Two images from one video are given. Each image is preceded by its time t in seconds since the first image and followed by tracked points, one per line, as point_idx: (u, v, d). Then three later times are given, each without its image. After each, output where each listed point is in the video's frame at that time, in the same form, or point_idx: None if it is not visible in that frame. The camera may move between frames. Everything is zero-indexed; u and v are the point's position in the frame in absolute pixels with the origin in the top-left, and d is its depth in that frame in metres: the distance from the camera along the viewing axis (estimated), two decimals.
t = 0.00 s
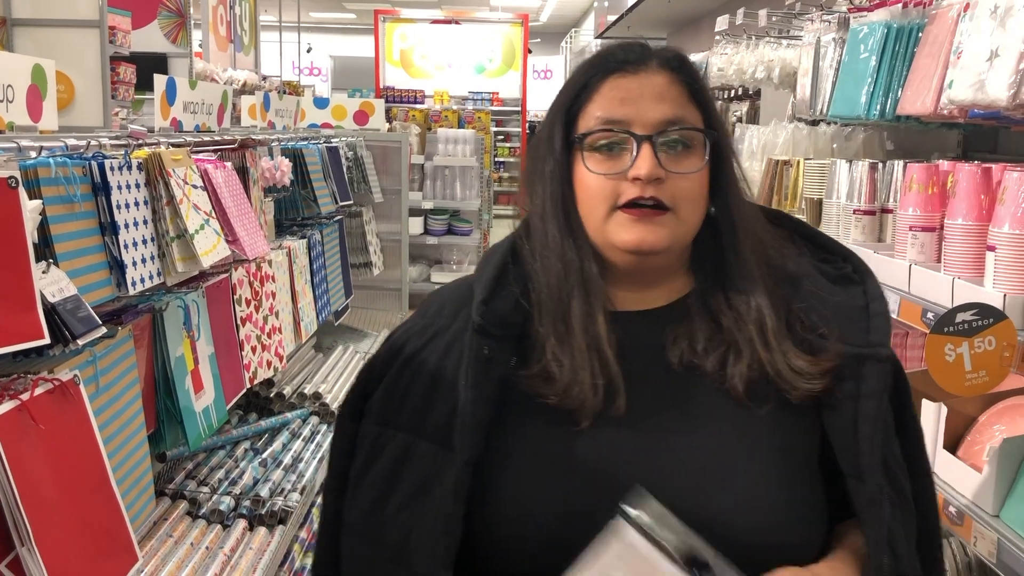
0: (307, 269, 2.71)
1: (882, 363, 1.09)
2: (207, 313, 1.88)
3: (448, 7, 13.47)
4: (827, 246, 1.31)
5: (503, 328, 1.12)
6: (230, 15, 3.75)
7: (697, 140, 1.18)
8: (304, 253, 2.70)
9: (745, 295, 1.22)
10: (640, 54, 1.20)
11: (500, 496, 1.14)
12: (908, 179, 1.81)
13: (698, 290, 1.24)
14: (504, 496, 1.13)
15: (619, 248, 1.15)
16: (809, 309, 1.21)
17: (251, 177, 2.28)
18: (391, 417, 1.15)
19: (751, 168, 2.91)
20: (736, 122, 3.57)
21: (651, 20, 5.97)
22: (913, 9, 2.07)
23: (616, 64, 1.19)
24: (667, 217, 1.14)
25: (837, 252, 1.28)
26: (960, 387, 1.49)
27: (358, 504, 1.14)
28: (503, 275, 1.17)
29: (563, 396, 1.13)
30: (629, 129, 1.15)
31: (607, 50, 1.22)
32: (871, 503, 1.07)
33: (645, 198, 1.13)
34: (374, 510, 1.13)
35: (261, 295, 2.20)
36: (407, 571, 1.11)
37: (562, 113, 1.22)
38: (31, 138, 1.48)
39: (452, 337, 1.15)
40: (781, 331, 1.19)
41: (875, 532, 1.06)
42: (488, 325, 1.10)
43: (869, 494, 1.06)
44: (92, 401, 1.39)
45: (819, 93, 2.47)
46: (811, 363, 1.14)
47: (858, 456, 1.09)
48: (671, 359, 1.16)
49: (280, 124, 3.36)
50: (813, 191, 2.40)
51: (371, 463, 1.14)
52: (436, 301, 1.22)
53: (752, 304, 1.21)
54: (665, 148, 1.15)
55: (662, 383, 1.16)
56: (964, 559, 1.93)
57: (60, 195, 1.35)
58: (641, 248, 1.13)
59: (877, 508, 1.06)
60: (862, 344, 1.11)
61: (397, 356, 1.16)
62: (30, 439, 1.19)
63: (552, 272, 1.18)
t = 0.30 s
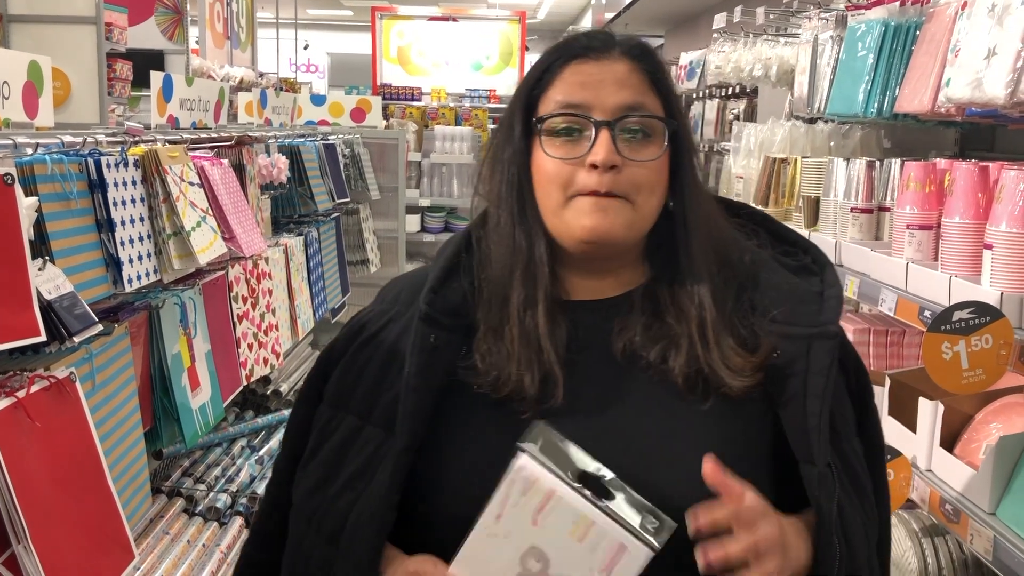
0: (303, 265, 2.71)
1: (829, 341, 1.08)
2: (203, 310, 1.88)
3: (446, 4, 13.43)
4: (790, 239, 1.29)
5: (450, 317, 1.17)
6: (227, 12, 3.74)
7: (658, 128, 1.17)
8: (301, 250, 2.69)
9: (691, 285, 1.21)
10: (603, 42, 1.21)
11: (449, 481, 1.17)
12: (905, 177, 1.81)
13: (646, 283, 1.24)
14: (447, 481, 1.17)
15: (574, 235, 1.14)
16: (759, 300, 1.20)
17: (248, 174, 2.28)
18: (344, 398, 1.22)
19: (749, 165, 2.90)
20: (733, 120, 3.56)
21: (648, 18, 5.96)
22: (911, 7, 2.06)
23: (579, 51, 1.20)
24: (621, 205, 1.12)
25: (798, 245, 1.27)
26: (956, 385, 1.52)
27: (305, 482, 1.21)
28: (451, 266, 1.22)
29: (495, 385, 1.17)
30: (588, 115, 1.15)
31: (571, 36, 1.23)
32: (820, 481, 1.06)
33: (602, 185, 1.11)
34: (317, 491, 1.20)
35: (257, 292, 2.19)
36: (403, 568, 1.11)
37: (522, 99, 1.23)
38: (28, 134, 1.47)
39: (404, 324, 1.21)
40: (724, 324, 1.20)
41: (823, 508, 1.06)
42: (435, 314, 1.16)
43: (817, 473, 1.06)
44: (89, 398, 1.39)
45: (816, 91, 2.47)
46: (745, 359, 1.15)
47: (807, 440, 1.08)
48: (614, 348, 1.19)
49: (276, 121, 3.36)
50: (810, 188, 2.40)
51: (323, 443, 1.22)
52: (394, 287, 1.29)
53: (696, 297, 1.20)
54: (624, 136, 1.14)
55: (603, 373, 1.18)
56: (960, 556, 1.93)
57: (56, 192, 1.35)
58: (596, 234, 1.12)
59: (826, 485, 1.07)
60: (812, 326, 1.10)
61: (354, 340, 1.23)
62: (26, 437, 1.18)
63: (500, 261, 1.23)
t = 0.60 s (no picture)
0: (300, 266, 2.70)
1: (789, 340, 1.12)
2: (200, 311, 1.88)
3: (442, 3, 13.41)
4: (750, 240, 1.30)
5: (410, 323, 1.19)
6: (223, 11, 3.73)
7: (623, 166, 1.20)
8: (297, 250, 2.69)
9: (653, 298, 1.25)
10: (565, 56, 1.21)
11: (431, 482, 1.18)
12: (901, 177, 1.81)
13: (609, 288, 1.28)
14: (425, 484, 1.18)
15: (535, 270, 1.21)
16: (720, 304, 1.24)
17: (244, 174, 2.27)
18: (314, 411, 1.22)
19: (746, 165, 2.90)
20: (730, 120, 3.56)
21: (645, 17, 5.96)
22: (907, 6, 2.06)
23: (552, 62, 1.19)
24: (582, 245, 1.19)
25: (761, 246, 1.27)
26: (952, 383, 1.51)
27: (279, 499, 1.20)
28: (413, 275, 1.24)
29: (449, 406, 1.20)
30: (552, 154, 1.18)
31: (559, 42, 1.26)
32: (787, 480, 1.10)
33: (560, 229, 1.18)
34: (292, 503, 1.19)
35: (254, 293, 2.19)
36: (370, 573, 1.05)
37: (486, 116, 1.23)
38: (23, 134, 1.47)
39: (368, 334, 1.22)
40: (684, 328, 1.25)
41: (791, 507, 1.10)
42: (394, 321, 1.18)
43: (782, 470, 1.10)
44: (85, 399, 1.39)
45: (813, 90, 2.47)
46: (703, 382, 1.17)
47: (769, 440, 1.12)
48: (570, 354, 1.23)
49: (272, 121, 3.35)
50: (807, 188, 2.40)
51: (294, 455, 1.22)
52: (361, 294, 1.29)
53: (655, 301, 1.25)
54: (587, 176, 1.18)
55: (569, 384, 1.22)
56: (956, 555, 1.94)
57: (52, 192, 1.35)
58: (555, 275, 1.19)
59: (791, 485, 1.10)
60: (770, 326, 1.14)
61: (322, 351, 1.23)
62: (22, 437, 1.18)
63: (462, 282, 1.26)
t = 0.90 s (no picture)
0: (297, 267, 2.70)
1: (766, 342, 1.13)
2: (197, 313, 1.88)
3: (439, 4, 13.41)
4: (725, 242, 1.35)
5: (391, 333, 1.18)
6: (219, 13, 3.73)
7: (595, 167, 1.21)
8: (294, 252, 2.69)
9: (631, 294, 1.27)
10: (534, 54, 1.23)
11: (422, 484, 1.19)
12: (897, 177, 1.82)
13: (586, 292, 1.30)
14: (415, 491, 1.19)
15: (512, 272, 1.21)
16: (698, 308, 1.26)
17: (240, 176, 2.27)
18: (291, 425, 1.21)
19: (742, 166, 2.91)
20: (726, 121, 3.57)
21: (641, 18, 5.96)
22: (901, 7, 2.07)
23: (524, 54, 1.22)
24: (558, 243, 1.19)
25: (733, 246, 1.33)
26: (948, 384, 1.52)
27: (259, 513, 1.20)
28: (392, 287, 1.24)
29: (428, 415, 1.21)
30: (523, 157, 1.18)
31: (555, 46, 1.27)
32: (758, 476, 1.11)
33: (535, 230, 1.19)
34: (274, 519, 1.19)
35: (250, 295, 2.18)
36: None
37: (458, 117, 1.25)
38: (19, 137, 1.46)
39: (347, 345, 1.21)
40: (661, 327, 1.28)
41: (761, 505, 1.11)
42: (377, 332, 1.17)
43: (753, 470, 1.11)
44: (81, 402, 1.39)
45: (808, 91, 2.48)
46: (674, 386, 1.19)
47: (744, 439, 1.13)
48: (552, 357, 1.24)
49: (269, 123, 3.35)
50: (802, 189, 2.40)
51: (272, 471, 1.21)
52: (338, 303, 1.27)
53: (626, 300, 1.28)
54: (559, 179, 1.19)
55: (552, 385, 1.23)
56: (953, 554, 1.94)
57: (48, 195, 1.35)
58: (533, 273, 1.19)
59: (762, 481, 1.11)
60: (749, 327, 1.15)
61: (297, 365, 1.21)
62: (19, 440, 1.18)
63: (439, 291, 1.27)
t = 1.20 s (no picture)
0: (294, 271, 2.71)
1: (748, 350, 1.14)
2: (195, 317, 1.88)
3: (438, 8, 13.42)
4: (711, 246, 1.37)
5: (380, 348, 1.18)
6: (218, 17, 3.74)
7: (585, 146, 1.23)
8: (292, 256, 2.69)
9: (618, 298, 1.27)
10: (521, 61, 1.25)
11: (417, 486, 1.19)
12: (893, 180, 1.83)
13: (574, 296, 1.30)
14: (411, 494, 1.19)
15: (504, 260, 1.20)
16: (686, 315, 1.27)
17: (238, 180, 2.28)
18: (280, 440, 1.21)
19: (739, 169, 2.91)
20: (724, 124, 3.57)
21: (639, 21, 5.97)
22: (897, 10, 2.09)
23: (508, 68, 1.24)
24: (551, 230, 1.19)
25: (716, 250, 1.35)
26: (943, 386, 1.53)
27: (252, 531, 1.21)
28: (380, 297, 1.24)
29: (417, 415, 1.21)
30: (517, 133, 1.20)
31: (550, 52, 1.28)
32: (736, 483, 1.14)
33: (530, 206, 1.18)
34: (271, 533, 1.20)
35: (248, 300, 2.19)
36: None
37: (451, 121, 1.28)
38: (16, 141, 1.47)
39: (335, 358, 1.21)
40: (647, 333, 1.29)
41: (737, 512, 1.13)
42: (364, 347, 1.16)
43: (731, 478, 1.13)
44: (79, 406, 1.39)
45: (805, 94, 2.49)
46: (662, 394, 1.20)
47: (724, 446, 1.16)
48: (538, 369, 1.25)
49: (267, 127, 3.35)
50: (799, 191, 2.40)
51: (264, 485, 1.21)
52: (324, 316, 1.28)
53: (610, 307, 1.28)
54: (552, 157, 1.20)
55: (540, 395, 1.24)
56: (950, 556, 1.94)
57: (45, 200, 1.35)
58: (525, 260, 1.18)
59: (739, 489, 1.13)
60: (733, 334, 1.16)
61: (284, 381, 1.22)
62: (15, 444, 1.18)
63: (428, 287, 1.26)
